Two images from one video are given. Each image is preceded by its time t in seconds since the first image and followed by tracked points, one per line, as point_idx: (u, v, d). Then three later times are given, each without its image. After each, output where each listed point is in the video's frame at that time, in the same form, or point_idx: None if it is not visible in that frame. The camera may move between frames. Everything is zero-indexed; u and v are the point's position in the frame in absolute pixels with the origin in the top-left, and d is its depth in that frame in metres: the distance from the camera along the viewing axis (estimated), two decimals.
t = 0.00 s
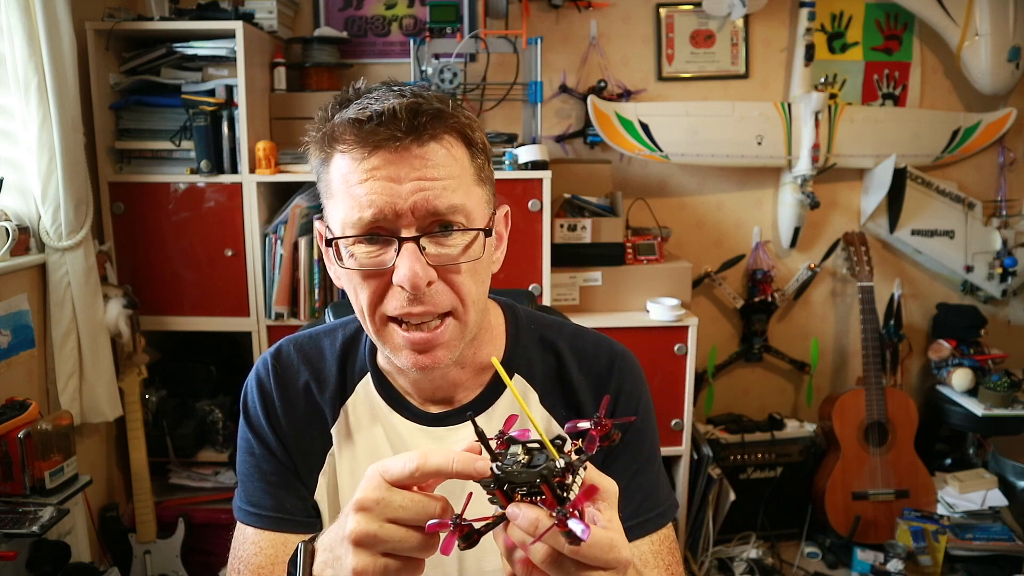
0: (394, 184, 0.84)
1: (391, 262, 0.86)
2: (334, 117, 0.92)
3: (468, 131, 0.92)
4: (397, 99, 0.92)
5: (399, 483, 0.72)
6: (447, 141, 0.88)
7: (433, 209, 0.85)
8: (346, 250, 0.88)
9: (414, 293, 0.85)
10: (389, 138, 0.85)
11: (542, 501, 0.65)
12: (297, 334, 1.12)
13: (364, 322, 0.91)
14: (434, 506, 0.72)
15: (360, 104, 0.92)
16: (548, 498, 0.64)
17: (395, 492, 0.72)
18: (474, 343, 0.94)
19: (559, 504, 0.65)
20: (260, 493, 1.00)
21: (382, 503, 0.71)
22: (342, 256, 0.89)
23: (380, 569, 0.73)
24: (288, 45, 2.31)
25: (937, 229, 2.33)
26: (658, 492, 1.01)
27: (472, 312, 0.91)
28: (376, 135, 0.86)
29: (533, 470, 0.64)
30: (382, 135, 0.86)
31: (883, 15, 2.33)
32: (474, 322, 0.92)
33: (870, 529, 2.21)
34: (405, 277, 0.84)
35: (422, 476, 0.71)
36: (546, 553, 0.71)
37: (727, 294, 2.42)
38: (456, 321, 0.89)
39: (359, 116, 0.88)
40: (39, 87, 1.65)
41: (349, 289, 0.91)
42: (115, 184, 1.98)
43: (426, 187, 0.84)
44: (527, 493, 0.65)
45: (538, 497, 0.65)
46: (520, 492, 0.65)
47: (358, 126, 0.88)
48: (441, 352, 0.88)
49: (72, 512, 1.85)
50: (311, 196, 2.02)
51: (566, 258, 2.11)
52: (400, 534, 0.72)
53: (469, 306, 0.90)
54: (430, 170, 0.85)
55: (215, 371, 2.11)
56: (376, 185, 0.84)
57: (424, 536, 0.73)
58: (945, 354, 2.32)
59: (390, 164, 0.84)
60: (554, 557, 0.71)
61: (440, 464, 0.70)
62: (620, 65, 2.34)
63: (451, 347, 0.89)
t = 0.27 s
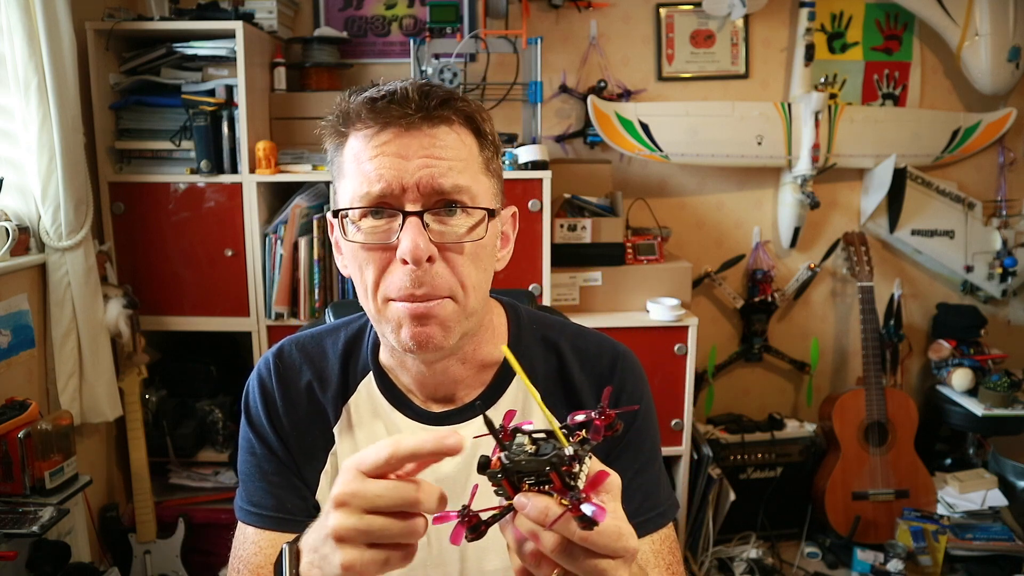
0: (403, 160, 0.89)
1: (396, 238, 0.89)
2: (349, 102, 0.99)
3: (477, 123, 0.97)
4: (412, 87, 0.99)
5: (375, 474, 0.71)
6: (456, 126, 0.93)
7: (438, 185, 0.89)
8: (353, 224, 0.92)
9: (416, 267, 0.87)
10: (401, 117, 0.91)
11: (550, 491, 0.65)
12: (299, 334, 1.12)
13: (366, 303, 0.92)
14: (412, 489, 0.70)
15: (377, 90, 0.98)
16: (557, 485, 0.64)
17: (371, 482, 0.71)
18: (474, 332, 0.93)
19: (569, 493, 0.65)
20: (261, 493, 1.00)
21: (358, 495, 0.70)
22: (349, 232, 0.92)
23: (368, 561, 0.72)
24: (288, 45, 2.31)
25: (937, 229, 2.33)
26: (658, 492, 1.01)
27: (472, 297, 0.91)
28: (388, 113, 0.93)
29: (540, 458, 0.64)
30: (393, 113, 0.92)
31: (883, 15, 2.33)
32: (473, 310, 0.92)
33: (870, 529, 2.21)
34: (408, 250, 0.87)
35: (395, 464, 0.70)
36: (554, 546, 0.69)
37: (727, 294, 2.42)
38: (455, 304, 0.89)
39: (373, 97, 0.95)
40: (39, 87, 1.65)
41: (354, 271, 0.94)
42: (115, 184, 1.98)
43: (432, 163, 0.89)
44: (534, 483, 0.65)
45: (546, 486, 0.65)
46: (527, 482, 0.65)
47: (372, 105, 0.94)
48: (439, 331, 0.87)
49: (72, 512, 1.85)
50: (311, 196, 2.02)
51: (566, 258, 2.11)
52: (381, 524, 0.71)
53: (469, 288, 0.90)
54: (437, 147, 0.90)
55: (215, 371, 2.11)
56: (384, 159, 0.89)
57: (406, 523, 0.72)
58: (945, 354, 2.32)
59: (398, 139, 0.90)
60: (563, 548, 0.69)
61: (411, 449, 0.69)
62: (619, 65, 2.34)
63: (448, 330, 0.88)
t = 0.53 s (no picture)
0: (417, 148, 0.92)
1: (408, 224, 0.91)
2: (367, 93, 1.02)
3: (492, 119, 1.00)
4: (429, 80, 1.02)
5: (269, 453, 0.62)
6: (471, 120, 0.96)
7: (451, 175, 0.92)
8: (366, 210, 0.93)
9: (426, 252, 0.88)
10: (418, 107, 0.94)
11: (610, 464, 0.64)
12: (301, 333, 1.12)
13: (375, 291, 0.93)
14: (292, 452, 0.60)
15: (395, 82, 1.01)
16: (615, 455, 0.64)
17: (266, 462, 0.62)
18: (481, 324, 0.94)
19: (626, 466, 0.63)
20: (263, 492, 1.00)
21: (263, 482, 0.62)
22: (362, 218, 0.94)
23: (313, 536, 0.65)
24: (288, 45, 2.31)
25: (937, 229, 2.33)
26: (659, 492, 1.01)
27: (481, 288, 0.92)
28: (405, 103, 0.95)
29: (608, 424, 0.64)
30: (410, 102, 0.95)
31: (883, 15, 2.33)
32: (481, 301, 0.92)
33: (870, 529, 2.21)
34: (419, 234, 0.88)
35: (278, 434, 0.62)
36: (603, 524, 0.64)
37: (727, 293, 2.42)
38: (463, 293, 0.90)
39: (391, 87, 0.97)
40: (39, 87, 1.65)
41: (365, 258, 0.95)
42: (115, 184, 1.98)
43: (445, 152, 0.92)
44: (593, 452, 0.63)
45: (605, 458, 0.64)
46: (587, 451, 0.63)
47: (390, 94, 0.96)
48: (447, 318, 0.88)
49: (71, 512, 1.85)
50: (311, 196, 2.02)
51: (566, 258, 2.11)
52: (296, 500, 0.63)
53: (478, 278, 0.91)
54: (451, 137, 0.93)
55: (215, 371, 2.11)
56: (400, 147, 0.92)
57: (321, 487, 0.62)
58: (945, 354, 2.33)
59: (414, 128, 0.93)
60: (614, 526, 0.64)
61: (280, 413, 0.61)
62: (619, 65, 2.34)
63: (457, 320, 0.89)
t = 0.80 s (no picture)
0: (428, 151, 0.92)
1: (417, 226, 0.91)
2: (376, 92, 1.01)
3: (501, 122, 1.01)
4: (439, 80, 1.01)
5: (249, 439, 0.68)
6: (481, 123, 0.96)
7: (461, 178, 0.92)
8: (374, 211, 0.93)
9: (436, 255, 0.88)
10: (429, 109, 0.94)
11: (684, 405, 0.71)
12: (303, 333, 1.12)
13: (381, 293, 0.93)
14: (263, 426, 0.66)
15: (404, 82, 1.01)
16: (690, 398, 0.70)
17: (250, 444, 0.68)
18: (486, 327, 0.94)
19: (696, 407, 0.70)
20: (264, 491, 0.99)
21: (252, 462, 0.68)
22: (369, 219, 0.93)
23: (309, 508, 0.69)
24: (288, 45, 2.31)
25: (937, 229, 2.33)
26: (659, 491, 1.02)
27: (487, 292, 0.92)
28: (416, 104, 0.95)
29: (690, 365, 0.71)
30: (421, 104, 0.95)
31: (883, 15, 2.33)
32: (487, 305, 0.93)
33: (870, 528, 2.21)
34: (429, 237, 0.88)
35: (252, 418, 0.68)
36: (673, 459, 0.69)
37: (727, 293, 2.42)
38: (471, 297, 0.90)
39: (402, 87, 0.97)
40: (39, 87, 1.65)
41: (370, 259, 0.94)
42: (115, 184, 1.98)
43: (455, 156, 0.92)
44: (672, 390, 0.70)
45: (681, 398, 0.70)
46: (666, 388, 0.70)
47: (400, 95, 0.96)
48: (454, 322, 0.88)
49: (72, 512, 1.85)
50: (311, 196, 2.02)
51: (566, 258, 2.11)
52: (281, 474, 0.68)
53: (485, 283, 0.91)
54: (461, 140, 0.93)
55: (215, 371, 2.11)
56: (410, 150, 0.92)
57: (298, 454, 0.67)
58: (945, 354, 2.33)
59: (424, 131, 0.93)
60: (682, 462, 0.69)
61: (246, 398, 0.68)
62: (620, 65, 2.34)
63: (465, 325, 0.89)
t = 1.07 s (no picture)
0: (431, 151, 0.92)
1: (421, 226, 0.91)
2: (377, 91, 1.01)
3: (503, 121, 1.01)
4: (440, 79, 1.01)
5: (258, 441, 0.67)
6: (484, 123, 0.97)
7: (465, 178, 0.92)
8: (377, 211, 0.93)
9: (441, 254, 0.88)
10: (432, 109, 0.94)
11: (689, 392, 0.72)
12: (303, 333, 1.12)
13: (383, 293, 0.93)
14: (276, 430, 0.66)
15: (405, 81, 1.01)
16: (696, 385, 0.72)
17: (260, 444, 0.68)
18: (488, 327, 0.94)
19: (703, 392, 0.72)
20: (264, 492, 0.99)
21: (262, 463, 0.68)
22: (371, 219, 0.93)
23: (319, 512, 0.69)
24: (288, 45, 2.31)
25: (937, 229, 2.33)
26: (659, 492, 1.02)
27: (491, 291, 0.93)
28: (419, 103, 0.95)
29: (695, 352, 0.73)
30: (423, 103, 0.95)
31: (883, 15, 2.33)
32: (490, 305, 0.93)
33: (870, 528, 2.21)
34: (434, 237, 0.89)
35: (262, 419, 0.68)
36: (680, 444, 0.69)
37: (728, 293, 2.42)
38: (475, 296, 0.90)
39: (404, 86, 0.97)
40: (39, 87, 1.65)
41: (373, 259, 0.94)
42: (115, 184, 1.98)
43: (459, 155, 0.92)
44: (677, 378, 0.72)
45: (687, 385, 0.72)
46: (671, 375, 0.72)
47: (402, 95, 0.96)
48: (458, 322, 0.88)
49: (72, 512, 1.85)
50: (311, 196, 2.02)
51: (566, 257, 2.11)
52: (293, 476, 0.67)
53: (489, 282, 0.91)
54: (464, 140, 0.93)
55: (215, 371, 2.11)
56: (413, 150, 0.92)
57: (310, 458, 0.67)
58: (945, 354, 2.33)
59: (427, 130, 0.93)
60: (689, 447, 0.69)
61: (254, 402, 0.68)
62: (619, 65, 2.34)
63: (468, 325, 0.89)
